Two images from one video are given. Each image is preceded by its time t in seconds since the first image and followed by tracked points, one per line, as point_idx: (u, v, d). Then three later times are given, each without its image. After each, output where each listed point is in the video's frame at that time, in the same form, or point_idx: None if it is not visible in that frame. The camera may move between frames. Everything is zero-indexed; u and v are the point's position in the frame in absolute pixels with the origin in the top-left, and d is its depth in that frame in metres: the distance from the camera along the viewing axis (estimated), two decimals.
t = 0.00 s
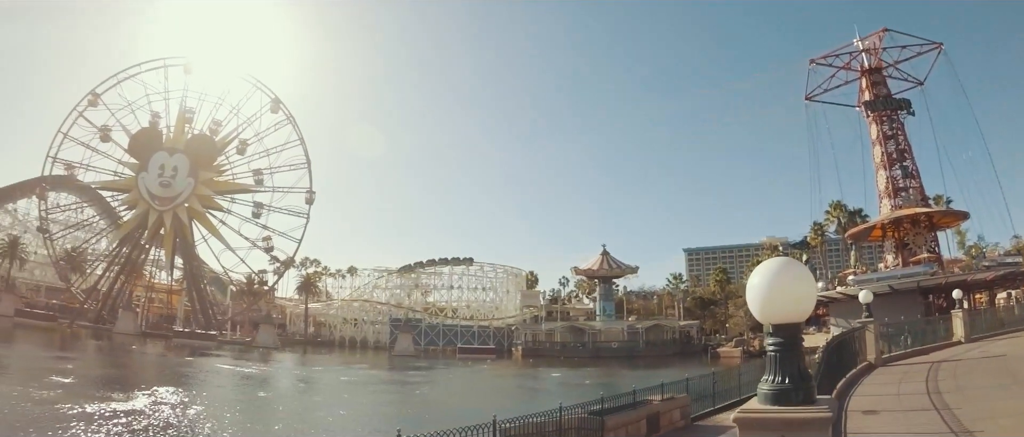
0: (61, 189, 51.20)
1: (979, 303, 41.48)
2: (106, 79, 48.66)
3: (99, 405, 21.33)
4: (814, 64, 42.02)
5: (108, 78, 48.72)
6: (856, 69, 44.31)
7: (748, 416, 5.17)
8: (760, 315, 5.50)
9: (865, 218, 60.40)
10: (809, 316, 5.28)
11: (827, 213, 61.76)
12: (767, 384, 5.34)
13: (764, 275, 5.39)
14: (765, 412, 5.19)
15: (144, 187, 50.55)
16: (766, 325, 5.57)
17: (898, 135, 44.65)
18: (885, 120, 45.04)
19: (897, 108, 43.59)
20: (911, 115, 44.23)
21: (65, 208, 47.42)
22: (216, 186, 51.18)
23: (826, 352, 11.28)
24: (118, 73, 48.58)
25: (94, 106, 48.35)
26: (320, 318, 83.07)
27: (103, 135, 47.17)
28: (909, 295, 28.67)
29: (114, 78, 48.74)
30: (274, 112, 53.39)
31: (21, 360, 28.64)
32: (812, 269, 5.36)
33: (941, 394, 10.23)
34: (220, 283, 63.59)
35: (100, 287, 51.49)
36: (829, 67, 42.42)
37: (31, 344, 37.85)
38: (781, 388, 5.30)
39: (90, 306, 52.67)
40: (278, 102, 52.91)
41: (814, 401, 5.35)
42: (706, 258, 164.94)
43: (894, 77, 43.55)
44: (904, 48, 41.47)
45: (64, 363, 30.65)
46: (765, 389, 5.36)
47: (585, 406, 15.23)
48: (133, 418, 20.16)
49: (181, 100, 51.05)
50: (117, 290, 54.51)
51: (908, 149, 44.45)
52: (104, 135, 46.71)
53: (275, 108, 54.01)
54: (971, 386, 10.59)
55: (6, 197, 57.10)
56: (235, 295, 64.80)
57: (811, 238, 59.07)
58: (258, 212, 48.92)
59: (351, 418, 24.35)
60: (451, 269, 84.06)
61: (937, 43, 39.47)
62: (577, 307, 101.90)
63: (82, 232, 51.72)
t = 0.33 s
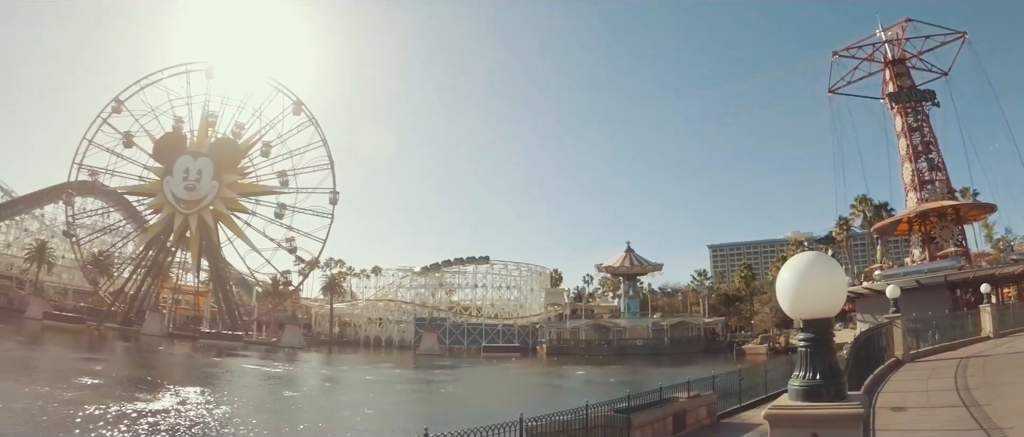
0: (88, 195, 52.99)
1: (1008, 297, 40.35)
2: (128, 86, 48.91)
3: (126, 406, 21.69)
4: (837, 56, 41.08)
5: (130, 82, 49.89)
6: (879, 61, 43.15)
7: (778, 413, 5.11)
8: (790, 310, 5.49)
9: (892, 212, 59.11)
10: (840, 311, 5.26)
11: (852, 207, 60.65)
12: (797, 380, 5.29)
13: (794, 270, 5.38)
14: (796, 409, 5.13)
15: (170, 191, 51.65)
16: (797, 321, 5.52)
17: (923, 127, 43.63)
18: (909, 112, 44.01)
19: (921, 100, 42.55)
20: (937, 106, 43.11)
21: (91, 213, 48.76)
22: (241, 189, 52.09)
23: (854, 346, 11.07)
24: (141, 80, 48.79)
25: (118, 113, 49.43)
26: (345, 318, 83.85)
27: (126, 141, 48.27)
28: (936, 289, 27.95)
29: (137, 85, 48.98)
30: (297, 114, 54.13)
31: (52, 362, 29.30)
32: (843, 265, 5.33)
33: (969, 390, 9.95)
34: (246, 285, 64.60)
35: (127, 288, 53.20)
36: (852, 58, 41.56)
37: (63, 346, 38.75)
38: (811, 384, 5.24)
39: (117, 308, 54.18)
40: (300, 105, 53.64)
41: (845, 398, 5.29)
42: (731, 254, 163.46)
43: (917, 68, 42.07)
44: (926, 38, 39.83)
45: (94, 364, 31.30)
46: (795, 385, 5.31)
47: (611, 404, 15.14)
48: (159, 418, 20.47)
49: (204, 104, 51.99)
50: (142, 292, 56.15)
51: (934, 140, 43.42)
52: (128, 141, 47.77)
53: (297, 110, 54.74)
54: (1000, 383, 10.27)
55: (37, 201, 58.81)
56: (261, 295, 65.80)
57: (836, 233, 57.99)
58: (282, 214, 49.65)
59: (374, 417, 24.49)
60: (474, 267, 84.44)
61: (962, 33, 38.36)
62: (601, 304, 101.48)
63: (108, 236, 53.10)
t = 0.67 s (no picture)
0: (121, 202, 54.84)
1: None
2: (158, 94, 50.91)
3: (162, 407, 22.25)
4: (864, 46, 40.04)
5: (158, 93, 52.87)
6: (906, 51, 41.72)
7: (816, 409, 5.32)
8: (826, 304, 5.67)
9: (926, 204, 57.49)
10: (875, 305, 5.41)
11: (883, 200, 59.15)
12: (835, 375, 5.45)
13: (828, 265, 5.55)
14: (833, 404, 5.31)
15: (201, 196, 52.74)
16: (832, 315, 5.69)
17: (955, 116, 42.39)
18: (940, 102, 42.73)
19: (952, 89, 41.05)
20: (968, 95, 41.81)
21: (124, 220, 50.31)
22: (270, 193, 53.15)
23: (889, 340, 10.88)
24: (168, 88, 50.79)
25: (148, 121, 50.88)
26: (375, 319, 84.64)
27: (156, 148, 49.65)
28: (972, 282, 27.03)
29: (165, 93, 50.92)
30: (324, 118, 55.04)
31: (88, 365, 30.18)
32: (877, 259, 5.46)
33: (1006, 386, 9.63)
34: (278, 288, 65.79)
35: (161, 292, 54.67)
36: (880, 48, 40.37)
37: (102, 349, 39.91)
38: (848, 379, 5.43)
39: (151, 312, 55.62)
40: (327, 108, 54.51)
41: (881, 392, 5.46)
42: (762, 250, 160.90)
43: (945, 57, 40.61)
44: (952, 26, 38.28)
45: (129, 367, 32.18)
46: (832, 380, 5.48)
47: (643, 402, 14.97)
48: (193, 419, 20.94)
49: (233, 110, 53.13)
50: (174, 296, 57.66)
51: (966, 130, 42.21)
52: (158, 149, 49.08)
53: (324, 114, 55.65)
54: None
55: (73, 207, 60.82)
56: (293, 298, 66.98)
57: (867, 227, 56.62)
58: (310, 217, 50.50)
59: (401, 416, 24.71)
60: (504, 267, 84.69)
61: (991, 19, 37.12)
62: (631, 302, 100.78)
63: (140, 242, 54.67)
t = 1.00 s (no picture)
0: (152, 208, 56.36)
1: None
2: (185, 102, 55.27)
3: (195, 408, 22.70)
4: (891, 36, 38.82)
5: (186, 101, 54.29)
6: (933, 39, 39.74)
7: (853, 405, 5.42)
8: (861, 299, 5.78)
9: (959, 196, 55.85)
10: (910, 299, 5.53)
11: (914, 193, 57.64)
12: (871, 371, 5.56)
13: (862, 258, 5.69)
14: (869, 399, 5.41)
15: (231, 200, 53.84)
16: (867, 310, 5.81)
17: (985, 106, 41.23)
18: (969, 91, 41.43)
19: (981, 78, 39.55)
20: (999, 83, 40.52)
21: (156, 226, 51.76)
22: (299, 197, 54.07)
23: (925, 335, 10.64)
24: (195, 96, 55.04)
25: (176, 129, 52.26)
26: (405, 319, 85.18)
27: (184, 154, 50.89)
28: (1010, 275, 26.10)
29: (193, 102, 55.28)
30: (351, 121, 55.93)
31: (122, 367, 30.99)
32: (913, 253, 5.58)
33: None
34: (309, 290, 66.89)
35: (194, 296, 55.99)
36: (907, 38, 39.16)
37: (137, 352, 41.02)
38: (884, 375, 5.52)
39: (183, 315, 56.90)
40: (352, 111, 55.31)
41: (917, 388, 5.55)
42: (793, 246, 158.41)
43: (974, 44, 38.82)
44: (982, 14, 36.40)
45: (162, 369, 32.91)
46: (868, 375, 5.59)
47: (674, 401, 14.81)
48: (223, 419, 21.30)
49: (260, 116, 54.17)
50: (205, 299, 58.94)
51: (997, 119, 41.10)
52: (187, 156, 50.32)
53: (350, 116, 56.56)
54: None
55: (103, 214, 63.20)
56: (323, 299, 68.00)
57: (899, 220, 55.21)
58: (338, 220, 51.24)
59: (428, 416, 24.92)
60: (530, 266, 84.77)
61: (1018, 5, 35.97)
62: (661, 299, 99.95)
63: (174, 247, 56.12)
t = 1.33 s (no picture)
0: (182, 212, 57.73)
1: None
2: (212, 109, 54.52)
3: (226, 408, 23.14)
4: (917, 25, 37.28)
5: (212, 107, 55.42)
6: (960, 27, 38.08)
7: (886, 400, 5.34)
8: (894, 291, 5.70)
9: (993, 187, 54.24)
10: (946, 292, 5.42)
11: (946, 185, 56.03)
12: (905, 366, 5.47)
13: (896, 250, 5.59)
14: (903, 394, 5.32)
15: (260, 204, 54.83)
16: (902, 304, 5.71)
17: (1017, 94, 39.85)
18: (999, 79, 40.07)
19: (1011, 66, 38.20)
20: None
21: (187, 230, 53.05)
22: (327, 198, 54.84)
23: (957, 329, 10.37)
24: (222, 101, 54.34)
25: (205, 134, 53.43)
26: (434, 319, 85.65)
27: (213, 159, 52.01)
28: None
29: (219, 106, 54.41)
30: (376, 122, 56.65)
31: (155, 369, 31.75)
32: (948, 244, 5.45)
33: None
34: (338, 290, 67.84)
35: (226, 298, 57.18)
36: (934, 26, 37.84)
37: (171, 353, 42.05)
38: (919, 370, 5.43)
39: (214, 316, 58.11)
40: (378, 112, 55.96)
41: (954, 383, 5.45)
42: (822, 240, 155.60)
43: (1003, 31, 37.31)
44: None
45: (193, 370, 33.67)
46: (903, 371, 5.50)
47: (703, 398, 14.67)
48: (251, 419, 21.67)
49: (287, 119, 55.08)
50: (236, 300, 60.17)
51: None
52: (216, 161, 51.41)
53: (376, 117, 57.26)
54: None
55: (132, 220, 64.58)
56: (352, 300, 68.91)
57: (929, 213, 53.85)
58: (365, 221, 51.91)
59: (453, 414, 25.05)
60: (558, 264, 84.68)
61: None
62: (689, 296, 98.98)
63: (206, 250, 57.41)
